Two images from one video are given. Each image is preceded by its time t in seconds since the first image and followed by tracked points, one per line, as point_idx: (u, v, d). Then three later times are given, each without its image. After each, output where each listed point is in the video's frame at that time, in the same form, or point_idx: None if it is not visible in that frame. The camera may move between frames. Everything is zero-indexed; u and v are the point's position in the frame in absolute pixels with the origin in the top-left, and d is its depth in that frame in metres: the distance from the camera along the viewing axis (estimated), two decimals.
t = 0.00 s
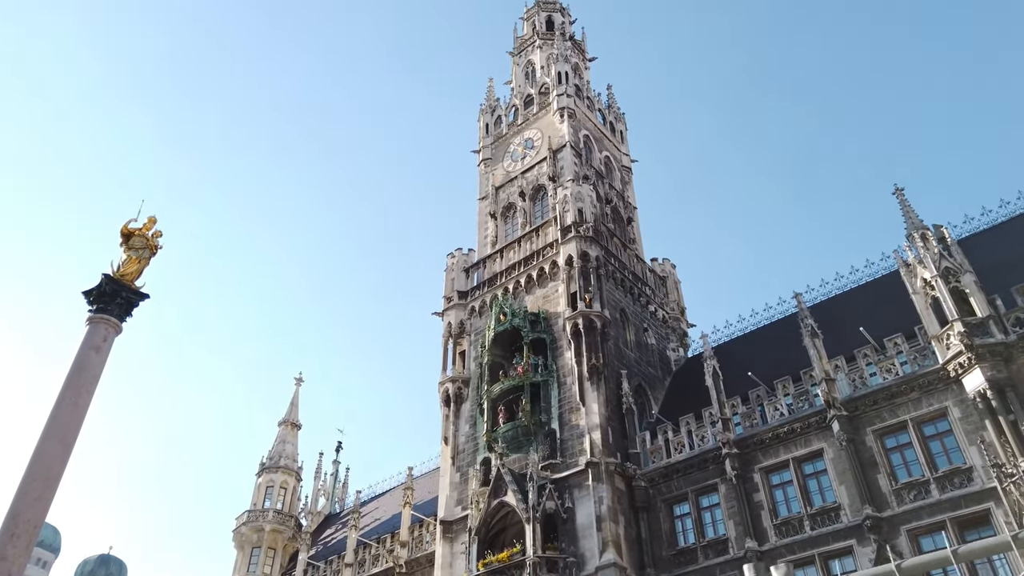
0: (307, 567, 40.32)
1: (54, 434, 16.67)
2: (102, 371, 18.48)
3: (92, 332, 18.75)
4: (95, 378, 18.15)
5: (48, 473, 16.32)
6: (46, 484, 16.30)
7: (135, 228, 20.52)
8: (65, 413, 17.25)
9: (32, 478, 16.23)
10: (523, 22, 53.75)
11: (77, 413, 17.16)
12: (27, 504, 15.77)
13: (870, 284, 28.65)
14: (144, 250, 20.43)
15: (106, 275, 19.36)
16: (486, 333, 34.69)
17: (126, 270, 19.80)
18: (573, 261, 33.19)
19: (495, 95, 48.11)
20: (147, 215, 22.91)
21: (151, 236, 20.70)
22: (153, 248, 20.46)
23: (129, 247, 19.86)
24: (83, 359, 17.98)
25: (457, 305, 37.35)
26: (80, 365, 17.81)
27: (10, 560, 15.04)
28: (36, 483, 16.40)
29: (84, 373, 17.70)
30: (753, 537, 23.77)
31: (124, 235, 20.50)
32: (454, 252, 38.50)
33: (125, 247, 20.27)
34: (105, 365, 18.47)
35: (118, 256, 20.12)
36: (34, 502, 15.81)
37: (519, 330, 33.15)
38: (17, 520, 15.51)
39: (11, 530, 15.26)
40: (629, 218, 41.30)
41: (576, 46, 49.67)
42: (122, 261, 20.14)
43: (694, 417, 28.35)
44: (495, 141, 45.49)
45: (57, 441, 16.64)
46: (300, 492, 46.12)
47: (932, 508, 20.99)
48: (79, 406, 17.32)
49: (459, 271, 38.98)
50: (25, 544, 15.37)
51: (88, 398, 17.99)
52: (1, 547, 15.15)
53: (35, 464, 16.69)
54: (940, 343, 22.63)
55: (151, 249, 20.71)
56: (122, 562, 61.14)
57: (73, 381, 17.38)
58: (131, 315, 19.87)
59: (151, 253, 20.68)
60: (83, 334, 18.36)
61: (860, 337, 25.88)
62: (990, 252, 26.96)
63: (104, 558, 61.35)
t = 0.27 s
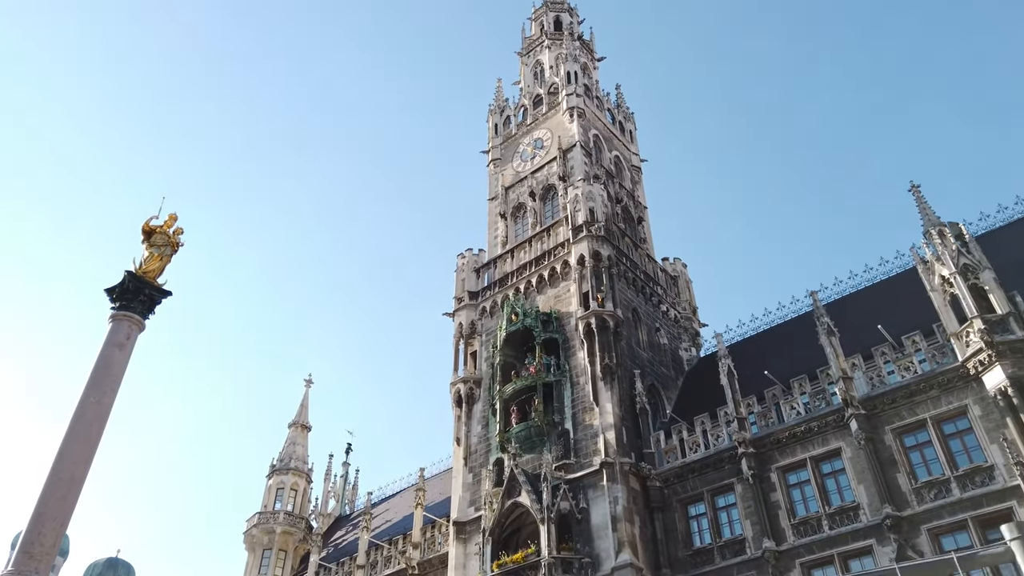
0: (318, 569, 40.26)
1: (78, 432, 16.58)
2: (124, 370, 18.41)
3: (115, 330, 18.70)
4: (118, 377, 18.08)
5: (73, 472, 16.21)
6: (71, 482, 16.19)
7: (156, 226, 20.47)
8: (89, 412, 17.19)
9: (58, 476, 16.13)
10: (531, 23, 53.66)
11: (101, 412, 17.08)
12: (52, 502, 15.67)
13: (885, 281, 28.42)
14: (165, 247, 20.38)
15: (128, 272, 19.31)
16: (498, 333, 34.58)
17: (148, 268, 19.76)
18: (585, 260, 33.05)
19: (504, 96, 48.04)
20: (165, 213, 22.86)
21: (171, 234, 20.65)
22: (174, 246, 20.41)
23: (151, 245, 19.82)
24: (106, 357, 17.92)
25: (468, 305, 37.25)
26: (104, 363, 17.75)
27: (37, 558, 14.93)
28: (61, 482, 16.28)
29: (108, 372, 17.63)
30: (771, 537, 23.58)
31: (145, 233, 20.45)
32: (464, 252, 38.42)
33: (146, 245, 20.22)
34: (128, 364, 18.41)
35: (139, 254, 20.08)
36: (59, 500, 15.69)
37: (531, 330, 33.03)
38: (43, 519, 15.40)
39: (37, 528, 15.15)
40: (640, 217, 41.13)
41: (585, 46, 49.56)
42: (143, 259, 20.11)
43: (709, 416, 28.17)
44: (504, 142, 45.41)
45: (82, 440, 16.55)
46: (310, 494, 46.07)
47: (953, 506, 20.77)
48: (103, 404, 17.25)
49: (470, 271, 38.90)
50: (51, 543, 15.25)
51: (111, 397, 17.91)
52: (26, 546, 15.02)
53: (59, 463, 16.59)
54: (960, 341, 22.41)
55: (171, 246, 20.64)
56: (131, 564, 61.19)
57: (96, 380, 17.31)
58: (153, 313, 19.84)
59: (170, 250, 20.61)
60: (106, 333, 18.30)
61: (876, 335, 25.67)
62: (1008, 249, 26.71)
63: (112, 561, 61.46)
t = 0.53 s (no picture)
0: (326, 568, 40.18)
1: (99, 426, 16.43)
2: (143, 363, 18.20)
3: (133, 324, 18.55)
4: (137, 370, 17.93)
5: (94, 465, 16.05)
6: (92, 475, 16.03)
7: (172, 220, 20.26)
8: (108, 405, 17.04)
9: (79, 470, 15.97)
10: (536, 21, 53.54)
11: (120, 405, 16.94)
12: (74, 495, 15.51)
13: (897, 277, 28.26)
14: (181, 241, 20.19)
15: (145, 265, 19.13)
16: (506, 331, 34.47)
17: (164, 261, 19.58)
18: (594, 257, 32.93)
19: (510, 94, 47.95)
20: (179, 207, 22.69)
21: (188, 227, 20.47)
22: (191, 239, 20.20)
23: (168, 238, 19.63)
24: (124, 350, 17.78)
25: (476, 303, 37.15)
26: (122, 356, 17.60)
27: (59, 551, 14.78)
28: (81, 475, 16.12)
29: (127, 365, 17.50)
30: (783, 534, 23.44)
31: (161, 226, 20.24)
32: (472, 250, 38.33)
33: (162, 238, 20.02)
34: (146, 357, 18.26)
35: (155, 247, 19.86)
36: (80, 494, 15.53)
37: (539, 328, 32.90)
38: (64, 512, 15.24)
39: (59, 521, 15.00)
40: (647, 215, 41.00)
41: (591, 43, 49.44)
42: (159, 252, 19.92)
43: (719, 413, 28.04)
44: (511, 140, 45.30)
45: (102, 433, 16.40)
46: (317, 493, 45.99)
47: (969, 503, 20.61)
48: (122, 397, 17.11)
49: (477, 269, 38.80)
50: (72, 536, 15.09)
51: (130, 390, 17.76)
52: (48, 540, 14.87)
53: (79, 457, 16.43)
54: (974, 336, 22.25)
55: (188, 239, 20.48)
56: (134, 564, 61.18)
57: (116, 373, 17.18)
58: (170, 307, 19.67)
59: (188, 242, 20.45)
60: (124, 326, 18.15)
61: (889, 331, 25.52)
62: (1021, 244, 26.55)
63: (115, 560, 61.47)
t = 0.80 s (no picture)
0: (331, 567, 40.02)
1: (115, 419, 16.15)
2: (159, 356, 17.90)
3: (148, 315, 18.29)
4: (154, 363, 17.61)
5: (111, 458, 15.77)
6: (109, 468, 15.77)
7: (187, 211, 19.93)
8: (125, 398, 16.78)
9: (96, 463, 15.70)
10: (541, 19, 53.41)
11: (137, 398, 16.69)
12: (91, 489, 15.23)
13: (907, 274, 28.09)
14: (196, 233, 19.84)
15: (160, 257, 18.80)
16: (512, 329, 34.33)
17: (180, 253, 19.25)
18: (601, 255, 32.78)
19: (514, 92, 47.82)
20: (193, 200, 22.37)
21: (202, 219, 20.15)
22: (206, 232, 19.87)
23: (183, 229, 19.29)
24: (141, 342, 17.52)
25: (482, 301, 37.00)
26: (138, 348, 17.36)
27: (77, 545, 14.53)
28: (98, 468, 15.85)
29: (143, 357, 17.25)
30: (795, 533, 23.28)
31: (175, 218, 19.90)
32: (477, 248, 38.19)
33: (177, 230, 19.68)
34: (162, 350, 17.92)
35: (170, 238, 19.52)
36: (98, 487, 15.26)
37: (546, 326, 32.75)
38: (82, 506, 14.97)
39: (76, 515, 14.73)
40: (653, 213, 40.85)
41: (596, 42, 49.29)
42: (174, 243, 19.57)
43: (729, 411, 27.89)
44: (516, 138, 45.16)
45: (119, 425, 16.14)
46: (321, 492, 45.83)
47: (982, 501, 20.45)
48: (140, 391, 16.86)
49: (483, 267, 38.65)
50: (89, 531, 14.80)
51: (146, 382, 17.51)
52: (65, 533, 14.60)
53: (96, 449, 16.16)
54: (987, 333, 22.10)
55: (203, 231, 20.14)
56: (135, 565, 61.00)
57: (132, 364, 16.93)
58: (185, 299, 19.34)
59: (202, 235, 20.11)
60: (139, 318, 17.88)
61: (900, 329, 25.38)
62: None
63: (116, 561, 61.30)
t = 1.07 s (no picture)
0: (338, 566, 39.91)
1: (136, 412, 16.00)
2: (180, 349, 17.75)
3: (167, 308, 18.12)
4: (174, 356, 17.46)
5: (132, 451, 15.62)
6: (130, 462, 15.62)
7: (204, 204, 19.70)
8: (145, 391, 16.62)
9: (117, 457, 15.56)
10: (546, 17, 53.28)
11: (158, 391, 16.56)
12: (112, 483, 15.07)
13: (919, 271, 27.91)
14: (213, 225, 19.60)
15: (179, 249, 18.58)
16: (520, 327, 34.20)
17: (198, 245, 19.01)
18: (609, 252, 32.63)
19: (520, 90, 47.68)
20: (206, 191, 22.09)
21: (219, 211, 19.91)
22: (223, 224, 19.64)
23: (200, 221, 19.05)
24: (160, 335, 17.35)
25: (489, 299, 36.87)
26: (157, 340, 17.20)
27: (99, 539, 14.40)
28: (119, 461, 15.70)
29: (162, 350, 17.08)
30: (808, 531, 23.14)
31: (192, 210, 19.66)
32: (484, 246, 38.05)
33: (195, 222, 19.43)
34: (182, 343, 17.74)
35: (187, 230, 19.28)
36: (120, 481, 15.11)
37: (554, 324, 32.61)
38: (103, 500, 14.82)
39: (98, 509, 14.59)
40: (660, 211, 40.70)
41: (602, 39, 49.15)
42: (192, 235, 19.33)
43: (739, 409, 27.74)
44: (522, 136, 45.03)
45: (139, 418, 15.98)
46: (327, 492, 45.71)
47: (999, 498, 20.30)
48: (160, 383, 16.71)
49: (490, 265, 38.52)
50: (112, 524, 14.64)
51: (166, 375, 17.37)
52: (87, 527, 14.48)
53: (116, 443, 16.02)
54: (1002, 329, 21.93)
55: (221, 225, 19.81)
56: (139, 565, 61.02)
57: (152, 357, 16.77)
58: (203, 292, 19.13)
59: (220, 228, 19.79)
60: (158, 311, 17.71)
61: (913, 325, 25.22)
62: None
63: (120, 561, 61.35)
